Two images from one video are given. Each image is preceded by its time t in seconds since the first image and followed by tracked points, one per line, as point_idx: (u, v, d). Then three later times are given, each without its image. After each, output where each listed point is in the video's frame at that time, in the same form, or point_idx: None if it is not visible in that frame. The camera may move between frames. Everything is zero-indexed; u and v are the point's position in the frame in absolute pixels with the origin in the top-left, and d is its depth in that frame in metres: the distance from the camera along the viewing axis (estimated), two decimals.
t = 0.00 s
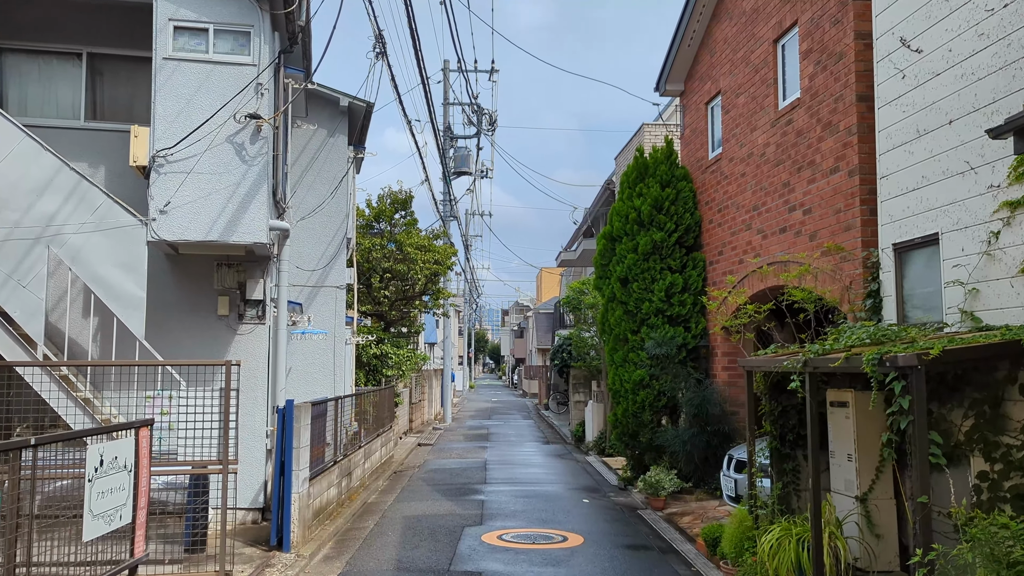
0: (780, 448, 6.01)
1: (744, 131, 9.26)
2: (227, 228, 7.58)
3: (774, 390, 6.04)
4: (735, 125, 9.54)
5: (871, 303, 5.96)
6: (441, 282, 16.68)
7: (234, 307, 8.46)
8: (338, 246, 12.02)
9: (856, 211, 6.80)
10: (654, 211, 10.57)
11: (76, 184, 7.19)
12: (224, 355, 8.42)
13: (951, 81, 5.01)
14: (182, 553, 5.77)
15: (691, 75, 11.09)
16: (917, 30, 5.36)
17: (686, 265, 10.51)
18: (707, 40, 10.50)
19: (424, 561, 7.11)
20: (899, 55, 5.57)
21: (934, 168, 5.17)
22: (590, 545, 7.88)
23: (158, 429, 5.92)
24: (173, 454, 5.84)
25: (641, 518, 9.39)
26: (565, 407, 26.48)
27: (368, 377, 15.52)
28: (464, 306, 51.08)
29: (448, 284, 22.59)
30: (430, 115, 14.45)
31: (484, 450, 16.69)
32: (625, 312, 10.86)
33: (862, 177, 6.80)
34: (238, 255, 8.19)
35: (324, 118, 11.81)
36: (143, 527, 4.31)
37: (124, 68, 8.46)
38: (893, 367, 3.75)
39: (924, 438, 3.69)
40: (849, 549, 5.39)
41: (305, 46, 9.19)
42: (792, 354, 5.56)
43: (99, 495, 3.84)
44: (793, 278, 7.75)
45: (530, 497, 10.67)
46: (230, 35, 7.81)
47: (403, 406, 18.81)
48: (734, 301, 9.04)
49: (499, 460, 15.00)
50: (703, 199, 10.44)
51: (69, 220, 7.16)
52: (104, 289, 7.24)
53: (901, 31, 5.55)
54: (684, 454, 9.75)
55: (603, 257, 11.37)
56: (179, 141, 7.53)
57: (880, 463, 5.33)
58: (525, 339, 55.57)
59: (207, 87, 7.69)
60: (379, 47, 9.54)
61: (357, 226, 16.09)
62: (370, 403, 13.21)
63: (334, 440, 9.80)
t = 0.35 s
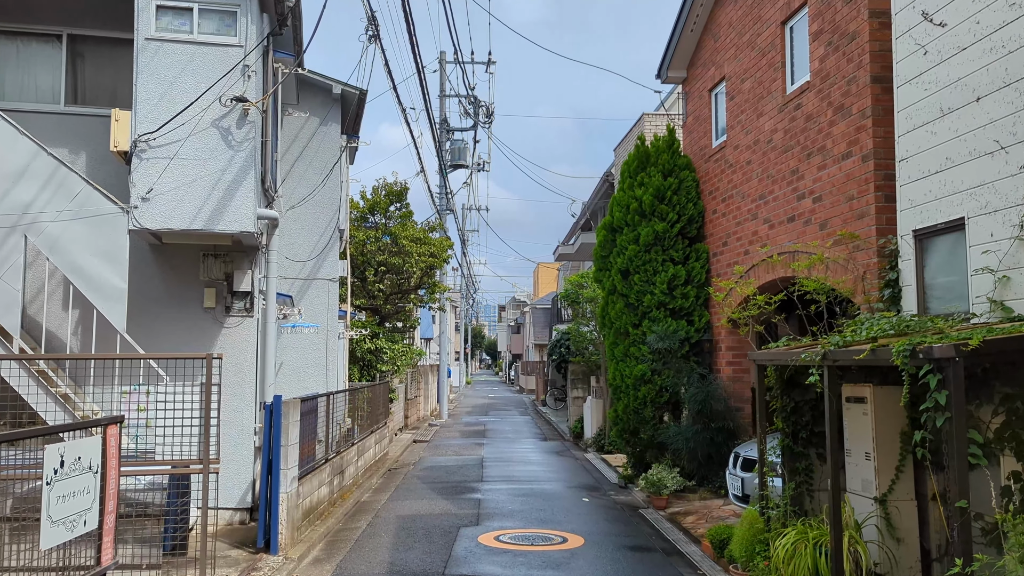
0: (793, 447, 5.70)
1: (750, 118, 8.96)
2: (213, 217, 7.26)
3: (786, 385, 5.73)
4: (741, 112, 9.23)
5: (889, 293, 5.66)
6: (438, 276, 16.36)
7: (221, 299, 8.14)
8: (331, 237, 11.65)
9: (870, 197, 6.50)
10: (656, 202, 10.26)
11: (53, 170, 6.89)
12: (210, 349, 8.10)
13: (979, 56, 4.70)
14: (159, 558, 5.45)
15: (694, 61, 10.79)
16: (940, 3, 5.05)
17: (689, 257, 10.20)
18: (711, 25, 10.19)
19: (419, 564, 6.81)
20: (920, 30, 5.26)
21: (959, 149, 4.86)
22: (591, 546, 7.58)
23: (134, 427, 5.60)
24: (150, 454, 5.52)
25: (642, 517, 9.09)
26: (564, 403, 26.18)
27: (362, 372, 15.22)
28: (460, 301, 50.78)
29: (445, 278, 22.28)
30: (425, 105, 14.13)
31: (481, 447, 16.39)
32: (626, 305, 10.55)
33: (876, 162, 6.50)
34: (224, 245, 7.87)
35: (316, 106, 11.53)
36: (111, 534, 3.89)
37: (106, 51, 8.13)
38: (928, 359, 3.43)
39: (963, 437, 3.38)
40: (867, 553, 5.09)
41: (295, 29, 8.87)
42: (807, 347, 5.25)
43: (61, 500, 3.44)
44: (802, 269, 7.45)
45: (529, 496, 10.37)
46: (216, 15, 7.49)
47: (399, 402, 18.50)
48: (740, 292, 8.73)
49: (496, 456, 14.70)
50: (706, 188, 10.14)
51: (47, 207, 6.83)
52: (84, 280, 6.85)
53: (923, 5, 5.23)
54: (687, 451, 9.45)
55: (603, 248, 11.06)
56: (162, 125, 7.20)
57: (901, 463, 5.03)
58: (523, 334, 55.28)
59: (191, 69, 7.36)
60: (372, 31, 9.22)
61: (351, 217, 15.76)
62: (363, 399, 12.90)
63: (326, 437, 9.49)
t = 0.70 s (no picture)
0: (810, 450, 5.38)
1: (759, 107, 8.63)
2: (199, 209, 6.94)
3: (803, 385, 5.41)
4: (750, 101, 8.90)
5: (913, 288, 5.34)
6: (437, 272, 16.05)
7: (210, 295, 7.83)
8: (327, 232, 11.39)
9: (889, 187, 6.16)
10: (661, 195, 9.95)
11: (33, 160, 6.64)
12: (199, 346, 7.78)
13: (1013, 33, 4.39)
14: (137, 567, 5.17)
15: (701, 51, 10.46)
16: None
17: (695, 252, 9.88)
18: (718, 12, 9.86)
19: (414, 572, 6.49)
20: (948, 8, 4.94)
21: (992, 133, 4.54)
22: (595, 552, 7.27)
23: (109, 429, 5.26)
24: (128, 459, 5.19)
25: (648, 521, 8.77)
26: (565, 401, 25.89)
27: (360, 370, 14.91)
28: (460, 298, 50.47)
29: (444, 275, 21.98)
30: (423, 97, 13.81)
31: (481, 446, 16.08)
32: (630, 302, 10.23)
33: (896, 151, 6.17)
34: (213, 238, 7.56)
35: (311, 96, 11.29)
36: (73, 550, 3.60)
37: (89, 38, 7.82)
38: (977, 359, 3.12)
39: (1014, 446, 3.06)
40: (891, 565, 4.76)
41: (288, 15, 8.54)
42: (829, 345, 4.94)
43: (16, 514, 3.14)
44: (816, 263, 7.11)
45: (530, 498, 10.05)
46: None
47: (398, 401, 18.21)
48: (750, 288, 8.42)
49: (496, 456, 14.38)
50: (713, 181, 9.83)
51: (25, 198, 6.55)
52: (63, 274, 6.50)
53: None
54: (693, 453, 9.13)
55: (607, 243, 10.73)
56: (146, 112, 6.89)
57: (927, 469, 4.70)
58: (523, 331, 54.98)
59: (177, 54, 7.06)
60: (366, 17, 8.89)
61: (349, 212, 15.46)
62: (360, 397, 12.59)
63: (320, 437, 9.17)
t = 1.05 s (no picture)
0: (824, 454, 5.06)
1: (766, 96, 8.31)
2: (182, 200, 6.62)
3: (817, 384, 5.09)
4: (756, 90, 8.58)
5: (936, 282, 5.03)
6: (434, 269, 15.72)
7: (195, 291, 7.51)
8: (319, 228, 11.07)
9: (905, 176, 5.84)
10: (664, 188, 9.63)
11: (7, 149, 6.32)
12: (182, 343, 7.45)
13: None
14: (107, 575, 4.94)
15: (704, 40, 10.13)
16: None
17: (698, 247, 9.56)
18: None
19: None
20: None
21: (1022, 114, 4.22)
22: (596, 559, 6.95)
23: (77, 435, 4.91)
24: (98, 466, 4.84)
25: (650, 526, 8.45)
26: (565, 401, 25.56)
27: (355, 369, 14.59)
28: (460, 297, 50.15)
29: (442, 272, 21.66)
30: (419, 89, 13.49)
31: (478, 447, 15.76)
32: (632, 299, 9.90)
33: (913, 138, 5.84)
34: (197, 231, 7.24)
35: (304, 88, 10.99)
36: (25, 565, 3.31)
37: (69, 23, 7.49)
38: None
39: None
40: None
41: None
42: (847, 342, 4.62)
43: None
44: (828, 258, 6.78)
45: (529, 502, 9.72)
46: None
47: (394, 400, 17.90)
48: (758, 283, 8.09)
49: (494, 457, 14.06)
50: (717, 173, 9.52)
51: None
52: (38, 268, 6.12)
53: None
54: (697, 455, 8.81)
55: (607, 238, 10.40)
56: (126, 99, 6.57)
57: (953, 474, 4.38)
58: (523, 330, 54.65)
59: (158, 38, 6.74)
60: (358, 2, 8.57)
61: (344, 207, 15.13)
62: (354, 397, 12.27)
63: (310, 439, 8.84)
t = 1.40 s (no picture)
0: (841, 464, 4.74)
1: (773, 87, 7.99)
2: (160, 194, 6.30)
3: (833, 389, 4.76)
4: (763, 81, 8.26)
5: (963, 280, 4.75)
6: (430, 268, 15.39)
7: (176, 290, 7.18)
8: (310, 226, 10.77)
9: (924, 168, 5.51)
10: (666, 183, 9.30)
11: None
12: (163, 344, 7.11)
13: None
14: None
15: (708, 31, 9.82)
16: None
17: (702, 245, 9.24)
18: None
19: None
20: None
21: None
22: (597, 571, 6.63)
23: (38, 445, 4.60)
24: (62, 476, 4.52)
25: (653, 535, 8.13)
26: (564, 402, 25.21)
27: (349, 371, 14.25)
28: (457, 298, 49.81)
29: (439, 272, 21.31)
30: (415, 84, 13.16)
31: (475, 450, 15.43)
32: (633, 298, 9.55)
33: (933, 128, 5.52)
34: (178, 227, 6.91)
35: (295, 81, 10.67)
36: None
37: (46, 9, 7.15)
38: None
39: None
40: None
41: None
42: (868, 344, 4.29)
43: None
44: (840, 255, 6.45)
45: (526, 508, 9.39)
46: None
47: (390, 402, 17.55)
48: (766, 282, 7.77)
49: (491, 461, 13.72)
50: (722, 169, 9.22)
51: None
52: (9, 267, 5.74)
53: None
54: (701, 460, 8.49)
55: (607, 235, 10.05)
56: (101, 87, 6.24)
57: (983, 488, 4.07)
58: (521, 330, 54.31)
59: (136, 23, 6.41)
60: None
61: (338, 205, 14.80)
62: (346, 399, 11.94)
63: (300, 444, 8.51)
